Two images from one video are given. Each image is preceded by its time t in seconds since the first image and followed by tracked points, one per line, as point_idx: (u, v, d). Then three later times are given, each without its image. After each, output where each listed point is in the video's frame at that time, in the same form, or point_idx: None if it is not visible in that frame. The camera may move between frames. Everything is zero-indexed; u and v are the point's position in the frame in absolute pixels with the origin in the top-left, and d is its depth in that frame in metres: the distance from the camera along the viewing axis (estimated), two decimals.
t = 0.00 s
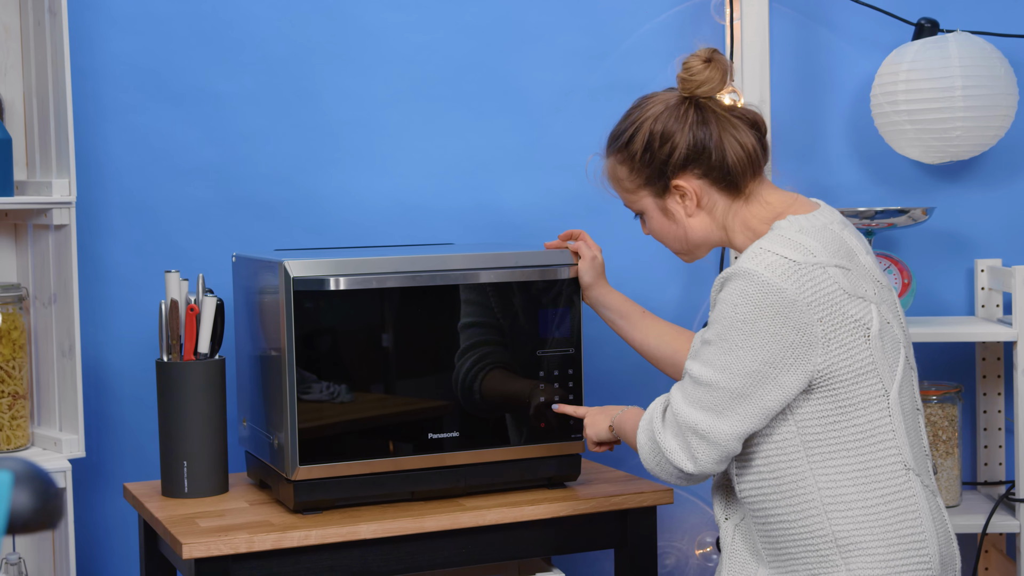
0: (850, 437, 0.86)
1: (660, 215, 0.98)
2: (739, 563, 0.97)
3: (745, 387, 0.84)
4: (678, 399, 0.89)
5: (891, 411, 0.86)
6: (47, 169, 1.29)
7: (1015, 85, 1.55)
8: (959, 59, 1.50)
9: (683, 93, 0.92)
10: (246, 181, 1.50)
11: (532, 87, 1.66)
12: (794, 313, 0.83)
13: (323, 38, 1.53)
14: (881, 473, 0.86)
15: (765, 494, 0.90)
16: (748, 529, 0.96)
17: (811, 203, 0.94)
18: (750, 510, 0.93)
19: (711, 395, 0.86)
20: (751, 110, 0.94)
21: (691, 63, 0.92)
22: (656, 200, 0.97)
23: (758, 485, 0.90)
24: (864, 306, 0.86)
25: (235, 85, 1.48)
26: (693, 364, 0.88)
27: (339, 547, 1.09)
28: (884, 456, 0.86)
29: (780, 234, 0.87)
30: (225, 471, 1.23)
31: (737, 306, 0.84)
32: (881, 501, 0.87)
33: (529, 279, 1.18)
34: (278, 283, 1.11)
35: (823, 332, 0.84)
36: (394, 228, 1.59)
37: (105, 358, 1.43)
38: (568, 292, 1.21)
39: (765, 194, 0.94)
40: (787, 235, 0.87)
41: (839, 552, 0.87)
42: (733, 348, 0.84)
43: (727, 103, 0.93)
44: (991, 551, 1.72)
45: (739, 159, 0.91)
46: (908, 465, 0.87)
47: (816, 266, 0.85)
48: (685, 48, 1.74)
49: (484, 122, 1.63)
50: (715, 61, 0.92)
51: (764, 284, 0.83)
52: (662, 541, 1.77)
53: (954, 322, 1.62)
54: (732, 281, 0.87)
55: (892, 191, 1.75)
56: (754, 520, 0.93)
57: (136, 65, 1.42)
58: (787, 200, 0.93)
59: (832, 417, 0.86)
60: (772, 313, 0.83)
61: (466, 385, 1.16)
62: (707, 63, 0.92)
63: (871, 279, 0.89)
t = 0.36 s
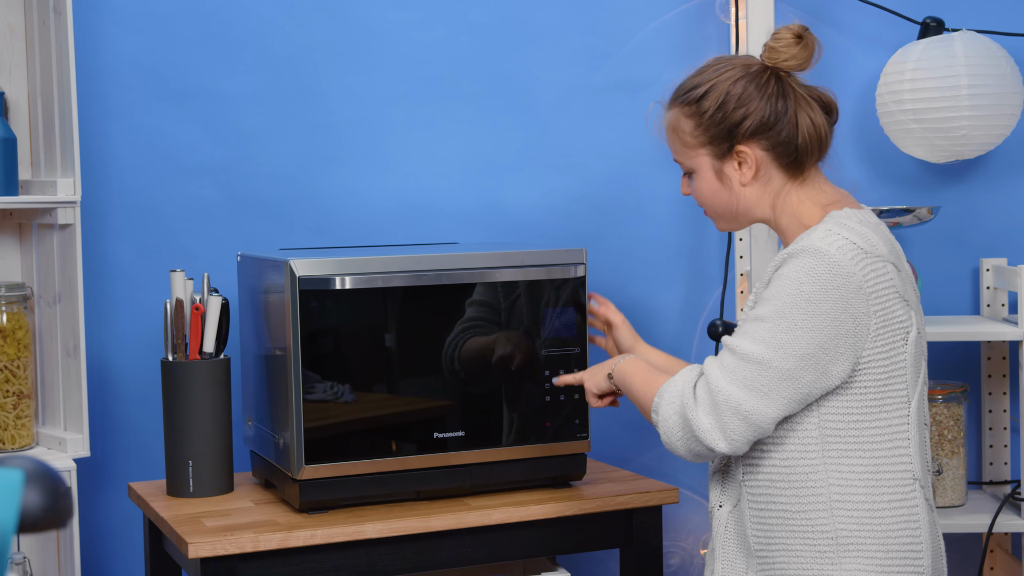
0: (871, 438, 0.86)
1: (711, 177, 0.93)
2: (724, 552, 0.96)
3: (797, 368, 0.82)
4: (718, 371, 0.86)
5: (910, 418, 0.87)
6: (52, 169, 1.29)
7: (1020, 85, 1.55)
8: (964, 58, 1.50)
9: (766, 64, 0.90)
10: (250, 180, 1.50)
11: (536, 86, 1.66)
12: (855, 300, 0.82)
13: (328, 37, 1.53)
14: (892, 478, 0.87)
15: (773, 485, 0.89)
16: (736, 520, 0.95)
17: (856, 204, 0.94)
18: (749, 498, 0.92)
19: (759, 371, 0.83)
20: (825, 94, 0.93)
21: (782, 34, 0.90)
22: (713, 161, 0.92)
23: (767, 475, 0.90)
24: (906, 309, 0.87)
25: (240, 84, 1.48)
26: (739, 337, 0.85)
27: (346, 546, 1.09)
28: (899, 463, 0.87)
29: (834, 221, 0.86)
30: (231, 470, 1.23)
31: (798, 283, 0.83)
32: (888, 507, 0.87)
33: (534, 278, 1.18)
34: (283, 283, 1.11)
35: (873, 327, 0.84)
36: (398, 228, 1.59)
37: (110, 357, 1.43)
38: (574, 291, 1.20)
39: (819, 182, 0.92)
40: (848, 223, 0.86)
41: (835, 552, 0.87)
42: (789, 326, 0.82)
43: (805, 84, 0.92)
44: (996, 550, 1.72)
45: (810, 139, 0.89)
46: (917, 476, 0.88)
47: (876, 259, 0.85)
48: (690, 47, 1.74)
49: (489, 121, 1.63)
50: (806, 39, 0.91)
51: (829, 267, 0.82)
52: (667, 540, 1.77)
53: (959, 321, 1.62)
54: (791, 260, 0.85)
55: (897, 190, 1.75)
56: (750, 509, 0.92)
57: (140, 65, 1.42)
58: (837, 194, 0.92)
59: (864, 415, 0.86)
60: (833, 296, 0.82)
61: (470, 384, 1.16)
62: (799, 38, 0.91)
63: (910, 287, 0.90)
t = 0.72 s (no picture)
0: (890, 453, 0.86)
1: (738, 170, 0.92)
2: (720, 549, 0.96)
3: (849, 379, 0.80)
4: (771, 375, 0.82)
5: (926, 436, 0.88)
6: (54, 172, 1.29)
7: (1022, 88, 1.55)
8: (966, 61, 1.50)
9: (801, 62, 0.91)
10: (253, 183, 1.50)
11: (538, 89, 1.66)
12: (902, 313, 0.82)
13: (331, 41, 1.53)
14: (903, 495, 0.87)
15: (786, 491, 0.89)
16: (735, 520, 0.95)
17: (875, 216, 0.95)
18: (755, 500, 0.92)
19: (815, 381, 0.80)
20: (858, 99, 0.93)
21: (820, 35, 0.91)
22: (742, 154, 0.91)
23: (779, 479, 0.90)
24: (930, 326, 0.88)
25: (242, 87, 1.48)
26: (792, 341, 0.82)
27: (348, 549, 1.09)
28: (912, 481, 0.87)
29: (875, 230, 0.86)
30: (234, 473, 1.23)
31: (854, 290, 0.81)
32: (896, 523, 0.87)
33: (537, 281, 1.18)
34: (286, 285, 1.11)
35: (907, 343, 0.84)
36: (401, 231, 1.59)
37: (112, 360, 1.43)
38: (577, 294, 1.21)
39: (845, 187, 0.92)
40: (889, 235, 0.86)
41: (836, 562, 0.88)
42: (846, 335, 0.80)
43: (839, 87, 0.92)
44: (999, 553, 1.71)
45: (841, 141, 0.89)
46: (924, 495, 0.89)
47: (916, 273, 0.84)
48: (691, 50, 1.74)
49: (491, 124, 1.63)
50: (843, 42, 0.92)
51: (881, 277, 0.81)
52: (670, 543, 1.77)
53: (962, 324, 1.62)
54: (841, 266, 0.83)
55: (899, 193, 1.75)
56: (755, 512, 0.92)
57: (142, 67, 1.42)
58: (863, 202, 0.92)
59: (889, 429, 0.85)
60: (885, 306, 0.81)
61: (473, 387, 1.16)
62: (836, 41, 0.91)
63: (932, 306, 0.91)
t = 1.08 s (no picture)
0: (887, 458, 0.86)
1: (740, 184, 0.92)
2: (721, 551, 0.97)
3: (846, 388, 0.80)
4: (766, 390, 0.82)
5: (926, 440, 0.87)
6: (55, 171, 1.29)
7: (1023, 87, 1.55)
8: (967, 60, 1.50)
9: (788, 67, 0.91)
10: (253, 182, 1.50)
11: (539, 89, 1.66)
12: (898, 318, 0.82)
13: (331, 41, 1.53)
14: (902, 500, 0.87)
15: (784, 496, 0.90)
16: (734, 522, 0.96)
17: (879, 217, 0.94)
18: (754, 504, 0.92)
19: (811, 393, 0.80)
20: (846, 96, 0.94)
21: (802, 37, 0.91)
22: (741, 167, 0.91)
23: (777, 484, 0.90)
24: (930, 328, 0.87)
25: (243, 87, 1.49)
26: (787, 354, 0.82)
27: (349, 549, 1.09)
28: (911, 485, 0.87)
29: (872, 235, 0.85)
30: (235, 472, 1.23)
31: (847, 299, 0.81)
32: (895, 528, 0.87)
33: (538, 281, 1.19)
34: (288, 285, 1.11)
35: (904, 349, 0.83)
36: (402, 231, 1.59)
37: (113, 359, 1.43)
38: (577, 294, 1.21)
39: (844, 188, 0.93)
40: (886, 239, 0.85)
41: (835, 566, 0.88)
42: (840, 344, 0.80)
43: (827, 86, 0.92)
44: (1000, 553, 1.71)
45: (838, 142, 0.89)
46: (924, 499, 0.88)
47: (913, 278, 0.84)
48: (692, 49, 1.74)
49: (491, 124, 1.63)
50: (827, 41, 0.92)
51: (875, 284, 0.81)
52: (671, 542, 1.77)
53: (962, 324, 1.62)
54: (835, 274, 0.83)
55: (900, 193, 1.75)
56: (754, 516, 0.92)
57: (143, 67, 1.42)
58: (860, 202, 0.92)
59: (888, 435, 0.85)
60: (880, 313, 0.81)
61: (474, 387, 1.17)
62: (820, 41, 0.92)
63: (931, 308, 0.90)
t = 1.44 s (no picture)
0: (887, 463, 0.86)
1: (734, 182, 0.93)
2: (721, 553, 0.98)
3: (855, 401, 0.80)
4: (776, 413, 0.82)
5: (923, 444, 0.87)
6: (56, 173, 1.29)
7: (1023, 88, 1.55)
8: (967, 62, 1.50)
9: (784, 66, 0.91)
10: (254, 183, 1.50)
11: (540, 90, 1.66)
12: (896, 325, 0.81)
13: (332, 43, 1.53)
14: (902, 505, 0.87)
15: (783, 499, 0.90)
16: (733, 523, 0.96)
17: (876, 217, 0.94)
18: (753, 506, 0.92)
19: (822, 411, 0.80)
20: (846, 94, 0.93)
21: (801, 36, 0.91)
22: (735, 165, 0.92)
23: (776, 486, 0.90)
24: (925, 331, 0.87)
25: (243, 88, 1.49)
26: (791, 373, 0.81)
27: (350, 550, 1.09)
28: (909, 489, 0.87)
29: (865, 239, 0.85)
30: (235, 473, 1.23)
31: (845, 310, 0.81)
32: (895, 532, 0.87)
33: (538, 282, 1.19)
34: (288, 286, 1.11)
35: (901, 354, 0.83)
36: (402, 232, 1.59)
37: (114, 360, 1.43)
38: (578, 295, 1.21)
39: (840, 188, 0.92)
40: (879, 243, 0.85)
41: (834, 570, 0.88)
42: (843, 358, 0.80)
43: (826, 84, 0.92)
44: (1001, 553, 1.71)
45: (832, 142, 0.89)
46: (923, 502, 0.88)
47: (907, 282, 0.84)
48: (693, 50, 1.74)
49: (492, 124, 1.64)
50: (826, 40, 0.91)
51: (871, 292, 0.81)
52: (671, 543, 1.77)
53: (962, 325, 1.62)
54: (829, 283, 0.83)
55: (900, 194, 1.75)
56: (753, 519, 0.92)
57: (144, 69, 1.42)
58: (857, 204, 0.92)
59: (887, 441, 0.85)
60: (879, 323, 0.80)
61: (475, 387, 1.17)
62: (818, 40, 0.91)
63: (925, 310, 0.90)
